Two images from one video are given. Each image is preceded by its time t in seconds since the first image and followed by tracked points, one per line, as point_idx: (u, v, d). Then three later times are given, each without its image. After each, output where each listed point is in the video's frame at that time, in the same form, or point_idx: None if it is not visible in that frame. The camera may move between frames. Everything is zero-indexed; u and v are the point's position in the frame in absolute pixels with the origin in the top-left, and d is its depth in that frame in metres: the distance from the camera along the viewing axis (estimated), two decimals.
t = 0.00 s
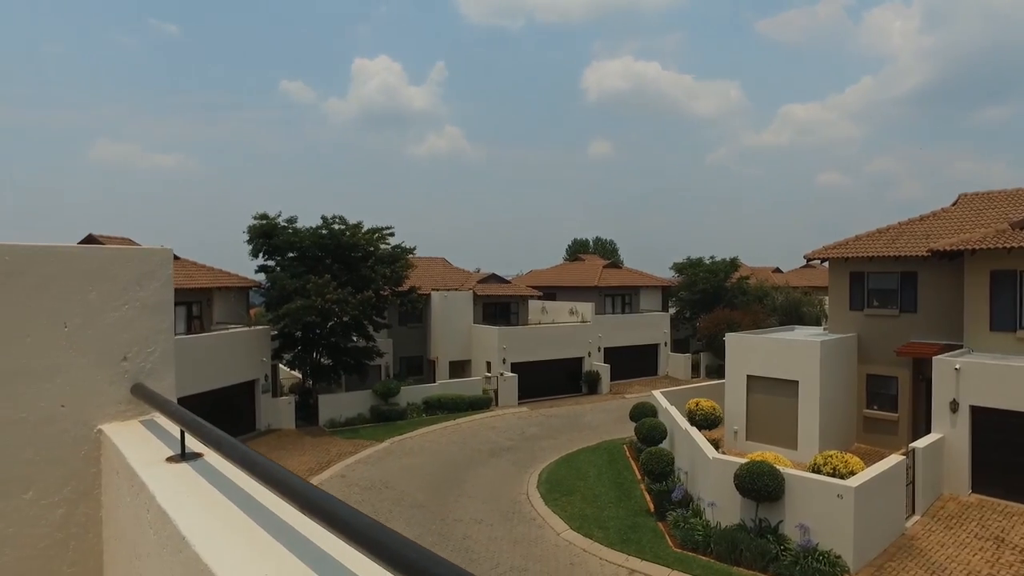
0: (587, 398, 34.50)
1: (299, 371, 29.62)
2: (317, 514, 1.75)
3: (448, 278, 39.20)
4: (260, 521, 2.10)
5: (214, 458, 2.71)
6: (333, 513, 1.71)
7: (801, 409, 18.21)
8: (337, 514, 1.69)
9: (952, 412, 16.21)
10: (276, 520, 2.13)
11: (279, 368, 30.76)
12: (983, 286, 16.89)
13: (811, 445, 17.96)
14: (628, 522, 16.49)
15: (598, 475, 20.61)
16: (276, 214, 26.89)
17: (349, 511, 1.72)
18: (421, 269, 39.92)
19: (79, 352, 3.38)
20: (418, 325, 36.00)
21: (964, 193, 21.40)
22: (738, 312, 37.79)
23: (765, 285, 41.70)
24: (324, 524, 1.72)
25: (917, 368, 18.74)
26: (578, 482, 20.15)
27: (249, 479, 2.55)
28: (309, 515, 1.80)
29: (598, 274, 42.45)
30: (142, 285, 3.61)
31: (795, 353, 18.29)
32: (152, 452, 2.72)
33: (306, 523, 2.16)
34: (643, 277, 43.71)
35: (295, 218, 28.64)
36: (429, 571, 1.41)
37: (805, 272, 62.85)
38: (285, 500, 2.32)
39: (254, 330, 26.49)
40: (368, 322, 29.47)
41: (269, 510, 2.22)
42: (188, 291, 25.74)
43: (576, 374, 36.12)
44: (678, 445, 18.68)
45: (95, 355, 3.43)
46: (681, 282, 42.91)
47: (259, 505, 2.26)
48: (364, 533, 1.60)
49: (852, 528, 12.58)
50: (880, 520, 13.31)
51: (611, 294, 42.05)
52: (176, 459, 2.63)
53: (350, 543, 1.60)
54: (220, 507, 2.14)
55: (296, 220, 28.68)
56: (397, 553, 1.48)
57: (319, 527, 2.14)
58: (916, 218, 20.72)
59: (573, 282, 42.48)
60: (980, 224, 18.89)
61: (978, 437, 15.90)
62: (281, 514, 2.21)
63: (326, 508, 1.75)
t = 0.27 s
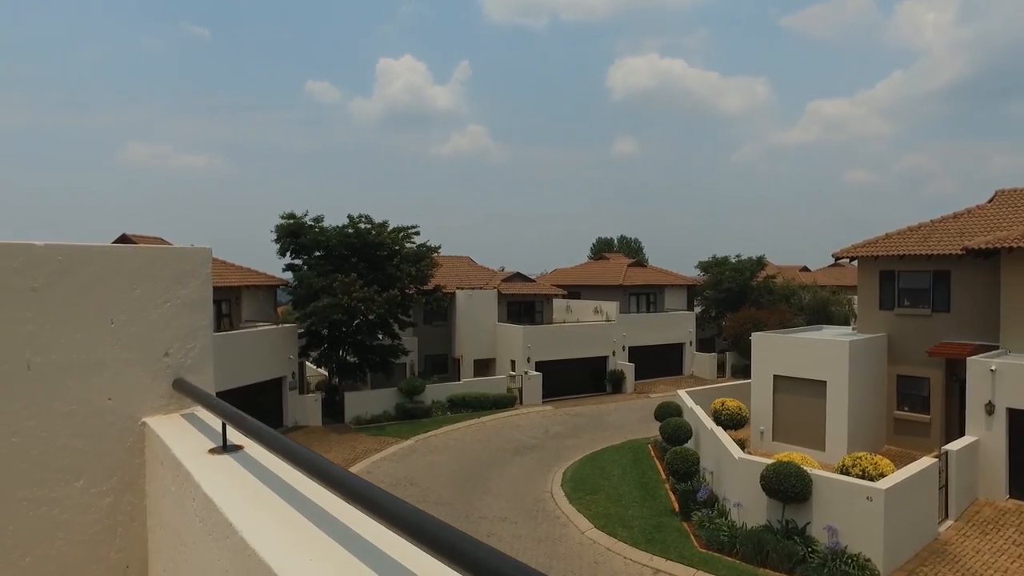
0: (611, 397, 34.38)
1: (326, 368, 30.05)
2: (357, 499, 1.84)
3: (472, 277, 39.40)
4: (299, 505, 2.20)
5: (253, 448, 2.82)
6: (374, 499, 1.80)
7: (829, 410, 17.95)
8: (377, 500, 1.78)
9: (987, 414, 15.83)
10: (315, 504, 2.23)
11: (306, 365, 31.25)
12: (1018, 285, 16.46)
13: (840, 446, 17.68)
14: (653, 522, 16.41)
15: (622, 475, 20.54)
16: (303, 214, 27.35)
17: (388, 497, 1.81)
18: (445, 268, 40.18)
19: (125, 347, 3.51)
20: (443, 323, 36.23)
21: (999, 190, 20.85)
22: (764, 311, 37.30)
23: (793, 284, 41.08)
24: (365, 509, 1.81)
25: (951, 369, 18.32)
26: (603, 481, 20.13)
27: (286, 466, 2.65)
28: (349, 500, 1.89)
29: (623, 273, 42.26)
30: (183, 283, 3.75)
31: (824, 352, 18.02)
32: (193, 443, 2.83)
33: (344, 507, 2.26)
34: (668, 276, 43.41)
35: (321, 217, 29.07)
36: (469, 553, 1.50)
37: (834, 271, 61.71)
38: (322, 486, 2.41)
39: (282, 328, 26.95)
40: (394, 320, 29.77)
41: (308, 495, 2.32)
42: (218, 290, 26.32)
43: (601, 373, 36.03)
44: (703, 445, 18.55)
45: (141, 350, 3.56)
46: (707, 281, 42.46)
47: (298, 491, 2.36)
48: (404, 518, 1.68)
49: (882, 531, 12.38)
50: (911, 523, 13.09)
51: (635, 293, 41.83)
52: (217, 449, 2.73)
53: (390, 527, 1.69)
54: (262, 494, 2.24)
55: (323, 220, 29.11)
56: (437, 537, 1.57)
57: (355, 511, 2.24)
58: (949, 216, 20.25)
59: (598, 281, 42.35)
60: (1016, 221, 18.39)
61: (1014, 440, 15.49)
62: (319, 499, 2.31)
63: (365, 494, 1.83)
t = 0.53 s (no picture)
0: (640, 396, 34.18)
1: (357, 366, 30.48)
2: (398, 488, 1.93)
3: (500, 276, 39.53)
4: (340, 494, 2.29)
5: (292, 441, 2.93)
6: (414, 488, 1.88)
7: (863, 412, 17.60)
8: (417, 489, 1.86)
9: None
10: (355, 495, 2.32)
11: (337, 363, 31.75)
12: None
13: (875, 449, 17.31)
14: (681, 522, 16.30)
15: (650, 475, 20.43)
16: (334, 214, 27.79)
17: (427, 486, 1.88)
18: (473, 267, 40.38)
19: (171, 343, 3.66)
20: (471, 322, 36.44)
21: None
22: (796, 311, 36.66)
23: (825, 283, 40.28)
24: (406, 497, 1.89)
25: (991, 371, 17.79)
26: (631, 481, 20.04)
27: (324, 458, 2.75)
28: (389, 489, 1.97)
29: (652, 272, 41.96)
30: (224, 282, 3.88)
31: (858, 353, 17.66)
32: (236, 436, 2.95)
33: (382, 497, 2.35)
34: (697, 275, 42.96)
35: (351, 217, 29.50)
36: (507, 539, 1.57)
37: (868, 269, 60.29)
38: (360, 477, 2.51)
39: (314, 326, 27.43)
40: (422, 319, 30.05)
41: (347, 485, 2.42)
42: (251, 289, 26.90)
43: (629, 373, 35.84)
44: (733, 446, 18.34)
45: (185, 346, 3.70)
46: (736, 280, 41.85)
47: (337, 482, 2.46)
48: (444, 506, 1.76)
49: (918, 536, 12.11)
50: (949, 529, 12.76)
51: (664, 292, 41.49)
52: (259, 442, 2.84)
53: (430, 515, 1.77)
54: (304, 484, 2.34)
55: (353, 219, 29.53)
56: (478, 524, 1.64)
57: (393, 499, 2.33)
58: (990, 213, 19.67)
59: (626, 280, 42.12)
60: None
61: None
62: (358, 489, 2.40)
63: (406, 484, 1.92)
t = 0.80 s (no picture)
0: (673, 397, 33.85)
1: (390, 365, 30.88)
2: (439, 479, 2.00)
3: (532, 275, 39.57)
4: (381, 484, 2.39)
5: (333, 434, 3.03)
6: (454, 478, 1.95)
7: (904, 415, 17.12)
8: (458, 480, 1.93)
9: None
10: (395, 485, 2.41)
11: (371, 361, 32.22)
12: None
13: (917, 453, 16.82)
14: (715, 524, 16.10)
15: (683, 476, 20.24)
16: (368, 215, 28.23)
17: (466, 476, 1.96)
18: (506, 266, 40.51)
19: (218, 339, 3.80)
20: (503, 321, 36.59)
21: None
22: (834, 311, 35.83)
23: (865, 283, 39.26)
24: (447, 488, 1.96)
25: None
26: (663, 481, 19.88)
27: (365, 451, 2.85)
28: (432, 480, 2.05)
29: (685, 271, 41.50)
30: (267, 280, 4.01)
31: (899, 354, 17.20)
32: (280, 429, 3.06)
33: (421, 487, 2.43)
34: (732, 274, 42.34)
35: (385, 217, 29.92)
36: (545, 527, 1.63)
37: (910, 268, 58.54)
38: (401, 469, 2.60)
39: (349, 325, 27.90)
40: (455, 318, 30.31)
41: (388, 476, 2.50)
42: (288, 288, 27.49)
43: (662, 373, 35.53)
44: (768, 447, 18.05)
45: (230, 341, 3.84)
46: (772, 279, 41.05)
47: (378, 473, 2.55)
48: (484, 496, 1.84)
49: (963, 544, 11.79)
50: (996, 537, 12.36)
51: (698, 292, 41.00)
52: (302, 435, 2.95)
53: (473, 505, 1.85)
54: (347, 474, 2.43)
55: (386, 219, 29.97)
56: (517, 512, 1.71)
57: (432, 489, 2.41)
58: None
59: (659, 279, 41.74)
60: None
61: None
62: (399, 481, 2.49)
63: (446, 473, 1.99)
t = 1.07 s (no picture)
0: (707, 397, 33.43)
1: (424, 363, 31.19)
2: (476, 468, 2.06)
3: (564, 275, 39.55)
4: (418, 474, 2.45)
5: (371, 427, 3.13)
6: (489, 465, 2.01)
7: (948, 418, 16.60)
8: (493, 468, 1.98)
9: None
10: (432, 475, 2.48)
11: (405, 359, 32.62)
12: None
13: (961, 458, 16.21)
14: (749, 526, 15.84)
15: (717, 477, 19.98)
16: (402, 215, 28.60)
17: (501, 465, 2.01)
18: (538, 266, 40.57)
19: (262, 336, 3.81)
20: (536, 320, 36.65)
21: None
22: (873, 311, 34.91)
23: (906, 282, 38.15)
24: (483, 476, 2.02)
25: None
26: (697, 483, 19.66)
27: (402, 444, 2.93)
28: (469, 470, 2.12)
29: (720, 270, 40.96)
30: (309, 279, 4.01)
31: (943, 356, 16.69)
32: (321, 421, 3.18)
33: (458, 478, 2.49)
34: (768, 273, 41.63)
35: (418, 217, 30.26)
36: (576, 513, 1.68)
37: (955, 267, 56.69)
38: (438, 461, 2.67)
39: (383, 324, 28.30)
40: (488, 317, 30.47)
41: (425, 468, 2.57)
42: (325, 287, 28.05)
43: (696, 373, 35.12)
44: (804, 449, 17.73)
45: (273, 338, 3.85)
46: (808, 279, 40.06)
47: (416, 464, 2.63)
48: (517, 482, 1.89)
49: (1010, 552, 11.42)
50: None
51: (733, 291, 40.41)
52: (341, 427, 3.05)
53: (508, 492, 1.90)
54: (384, 464, 2.50)
55: (420, 219, 30.33)
56: (549, 497, 1.75)
57: (467, 482, 2.46)
58: None
59: (693, 278, 41.28)
60: None
61: None
62: (437, 472, 2.56)
63: (480, 462, 2.05)
